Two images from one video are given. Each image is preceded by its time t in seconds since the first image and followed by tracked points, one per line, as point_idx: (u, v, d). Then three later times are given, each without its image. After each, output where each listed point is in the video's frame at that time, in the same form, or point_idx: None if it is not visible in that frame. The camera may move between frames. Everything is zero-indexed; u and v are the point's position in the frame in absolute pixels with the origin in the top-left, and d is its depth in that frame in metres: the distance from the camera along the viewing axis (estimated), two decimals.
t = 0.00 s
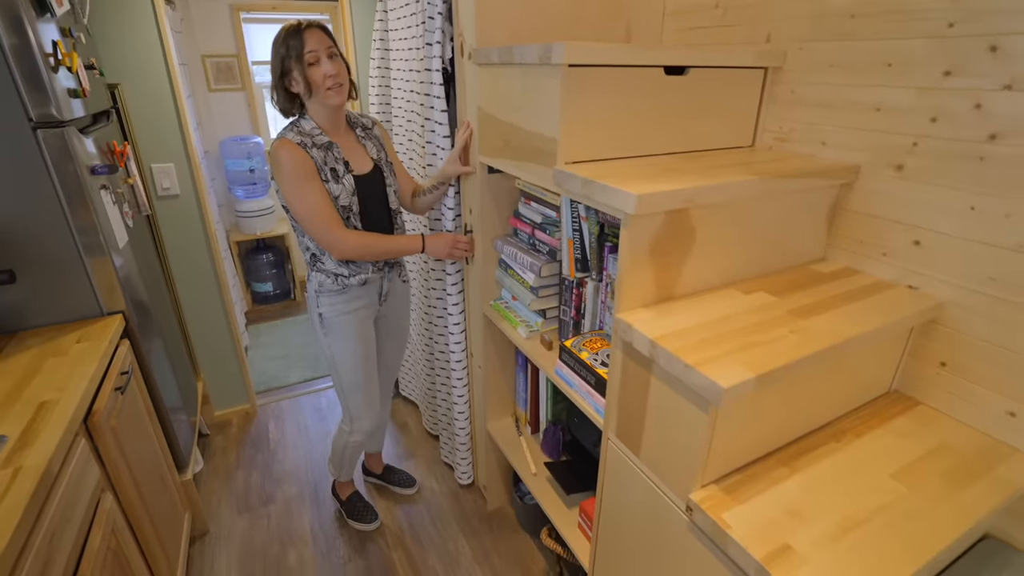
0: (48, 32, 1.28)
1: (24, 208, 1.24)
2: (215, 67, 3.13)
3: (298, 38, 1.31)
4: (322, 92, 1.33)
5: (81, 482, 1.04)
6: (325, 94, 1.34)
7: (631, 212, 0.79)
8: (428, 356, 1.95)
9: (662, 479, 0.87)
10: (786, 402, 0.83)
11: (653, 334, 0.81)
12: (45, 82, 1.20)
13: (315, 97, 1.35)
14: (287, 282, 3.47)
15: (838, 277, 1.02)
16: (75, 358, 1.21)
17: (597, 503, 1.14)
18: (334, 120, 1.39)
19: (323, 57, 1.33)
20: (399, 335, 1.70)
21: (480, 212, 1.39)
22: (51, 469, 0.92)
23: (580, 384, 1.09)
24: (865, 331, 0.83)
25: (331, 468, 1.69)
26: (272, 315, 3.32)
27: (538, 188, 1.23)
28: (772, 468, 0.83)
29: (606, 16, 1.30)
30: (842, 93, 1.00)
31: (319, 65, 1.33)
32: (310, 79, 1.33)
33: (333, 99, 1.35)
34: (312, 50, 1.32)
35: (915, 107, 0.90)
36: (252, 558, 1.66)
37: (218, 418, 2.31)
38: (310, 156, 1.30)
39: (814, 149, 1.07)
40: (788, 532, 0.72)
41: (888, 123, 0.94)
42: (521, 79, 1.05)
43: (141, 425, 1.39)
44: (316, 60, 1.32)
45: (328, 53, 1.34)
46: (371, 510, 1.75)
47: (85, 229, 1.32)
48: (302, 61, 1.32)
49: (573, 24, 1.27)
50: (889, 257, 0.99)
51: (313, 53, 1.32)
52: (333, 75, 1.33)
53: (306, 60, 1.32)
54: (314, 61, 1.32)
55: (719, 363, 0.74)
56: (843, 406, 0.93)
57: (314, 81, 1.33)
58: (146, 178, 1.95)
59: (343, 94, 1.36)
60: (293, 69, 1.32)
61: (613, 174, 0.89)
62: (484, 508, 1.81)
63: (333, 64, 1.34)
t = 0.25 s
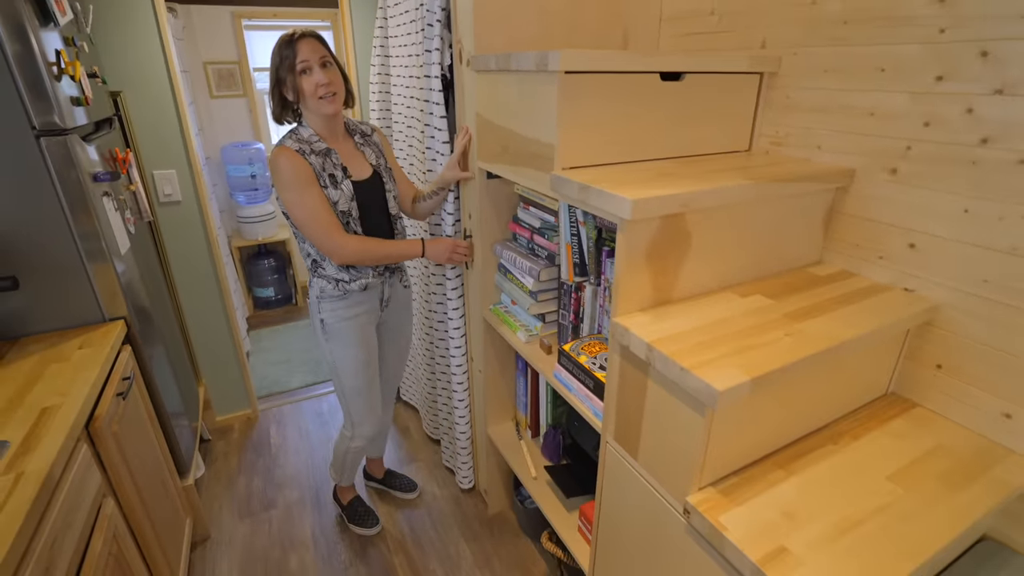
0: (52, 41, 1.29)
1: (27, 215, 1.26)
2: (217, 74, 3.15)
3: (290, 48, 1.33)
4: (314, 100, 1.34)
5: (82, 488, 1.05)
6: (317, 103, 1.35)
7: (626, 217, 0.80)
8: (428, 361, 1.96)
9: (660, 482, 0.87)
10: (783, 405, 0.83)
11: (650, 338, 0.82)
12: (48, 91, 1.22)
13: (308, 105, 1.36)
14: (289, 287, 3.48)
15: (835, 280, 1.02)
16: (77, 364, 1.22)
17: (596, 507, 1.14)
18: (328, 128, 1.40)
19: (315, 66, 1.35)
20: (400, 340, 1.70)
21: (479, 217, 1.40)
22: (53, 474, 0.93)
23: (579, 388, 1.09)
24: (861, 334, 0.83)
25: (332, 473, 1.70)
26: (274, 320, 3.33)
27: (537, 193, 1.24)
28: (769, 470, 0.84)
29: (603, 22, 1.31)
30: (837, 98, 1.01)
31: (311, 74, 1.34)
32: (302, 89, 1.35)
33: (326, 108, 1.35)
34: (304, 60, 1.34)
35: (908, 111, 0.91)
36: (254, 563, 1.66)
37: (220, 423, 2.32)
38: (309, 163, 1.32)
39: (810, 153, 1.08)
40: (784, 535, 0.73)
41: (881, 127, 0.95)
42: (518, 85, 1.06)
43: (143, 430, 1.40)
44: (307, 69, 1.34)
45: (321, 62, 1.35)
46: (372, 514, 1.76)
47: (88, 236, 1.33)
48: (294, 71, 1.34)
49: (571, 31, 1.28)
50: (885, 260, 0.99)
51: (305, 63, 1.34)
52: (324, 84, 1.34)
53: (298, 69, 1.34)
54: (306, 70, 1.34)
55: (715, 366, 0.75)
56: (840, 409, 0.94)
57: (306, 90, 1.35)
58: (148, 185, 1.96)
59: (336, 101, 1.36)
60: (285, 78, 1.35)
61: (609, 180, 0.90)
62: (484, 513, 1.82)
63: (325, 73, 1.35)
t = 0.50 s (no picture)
0: (51, 44, 1.30)
1: (26, 217, 1.26)
2: (216, 76, 3.16)
3: (291, 50, 1.34)
4: (313, 102, 1.35)
5: (81, 488, 1.05)
6: (316, 104, 1.35)
7: (622, 218, 0.81)
8: (427, 362, 1.96)
9: (656, 482, 0.87)
10: (779, 405, 0.84)
11: (646, 338, 0.82)
12: (47, 94, 1.23)
13: (307, 107, 1.37)
14: (288, 289, 3.49)
15: (831, 281, 1.03)
16: (76, 365, 1.22)
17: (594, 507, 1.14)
18: (326, 130, 1.40)
19: (315, 69, 1.35)
20: (398, 341, 1.71)
21: (477, 219, 1.41)
22: (52, 473, 0.93)
23: (576, 389, 1.09)
24: (856, 335, 0.84)
25: (331, 474, 1.70)
26: (273, 322, 3.33)
27: (534, 195, 1.24)
28: (765, 470, 0.84)
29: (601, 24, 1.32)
30: (832, 100, 1.02)
31: (311, 76, 1.35)
32: (302, 90, 1.36)
33: (325, 110, 1.36)
34: (304, 62, 1.34)
35: (903, 113, 0.91)
36: (253, 564, 1.66)
37: (219, 425, 2.32)
38: (308, 165, 1.32)
39: (806, 155, 1.09)
40: (779, 534, 0.73)
41: (876, 129, 0.96)
42: (515, 88, 1.07)
43: (141, 432, 1.40)
44: (308, 72, 1.35)
45: (321, 64, 1.36)
46: (371, 515, 1.76)
47: (87, 238, 1.34)
48: (294, 73, 1.35)
49: (569, 33, 1.29)
50: (881, 261, 1.00)
51: (306, 65, 1.35)
52: (324, 86, 1.34)
53: (298, 71, 1.35)
54: (306, 72, 1.35)
55: (710, 366, 0.75)
56: (836, 409, 0.94)
57: (306, 92, 1.36)
58: (147, 187, 1.97)
59: (336, 104, 1.37)
60: (286, 80, 1.36)
61: (606, 181, 0.91)
62: (483, 514, 1.82)
63: (325, 75, 1.36)
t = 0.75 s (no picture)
0: (50, 43, 1.30)
1: (25, 216, 1.26)
2: (215, 76, 3.16)
3: (290, 48, 1.34)
4: (311, 101, 1.35)
5: (80, 486, 1.05)
6: (314, 104, 1.35)
7: (618, 216, 0.81)
8: (426, 361, 1.97)
9: (653, 480, 0.87)
10: (775, 402, 0.84)
11: (643, 336, 0.82)
12: (47, 93, 1.23)
13: (305, 106, 1.37)
14: (287, 289, 3.49)
15: (828, 279, 1.03)
16: (76, 363, 1.22)
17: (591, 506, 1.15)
18: (324, 129, 1.40)
19: (313, 68, 1.35)
20: (396, 339, 1.71)
21: (475, 218, 1.41)
22: (51, 471, 0.93)
23: (574, 387, 1.10)
24: (853, 333, 0.84)
25: (329, 473, 1.70)
26: (273, 322, 3.33)
27: (532, 194, 1.25)
28: (762, 468, 0.84)
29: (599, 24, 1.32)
30: (829, 99, 1.02)
31: (310, 75, 1.35)
32: (300, 89, 1.36)
33: (321, 109, 1.36)
34: (303, 61, 1.35)
35: (900, 111, 0.92)
36: (252, 563, 1.67)
37: (218, 424, 2.32)
38: (306, 163, 1.32)
39: (803, 153, 1.09)
40: (775, 532, 0.73)
41: (873, 128, 0.96)
42: (513, 87, 1.07)
43: (141, 430, 1.40)
44: (306, 71, 1.35)
45: (320, 64, 1.36)
46: (370, 514, 1.76)
47: (86, 237, 1.34)
48: (292, 72, 1.35)
49: (567, 32, 1.29)
50: (878, 259, 1.00)
51: (304, 64, 1.35)
52: (322, 85, 1.34)
53: (296, 70, 1.35)
54: (304, 72, 1.35)
55: (706, 364, 0.75)
56: (833, 407, 0.94)
57: (304, 91, 1.36)
58: (146, 186, 1.97)
59: (333, 103, 1.36)
60: (284, 79, 1.37)
61: (603, 180, 0.91)
62: (482, 513, 1.82)
63: (323, 74, 1.36)
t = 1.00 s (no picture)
0: (53, 43, 1.31)
1: (28, 215, 1.27)
2: (217, 76, 3.17)
3: (293, 48, 1.35)
4: (313, 100, 1.36)
5: (82, 483, 1.06)
6: (316, 103, 1.36)
7: (618, 215, 0.81)
8: (426, 360, 1.97)
9: (652, 478, 0.87)
10: (775, 401, 0.84)
11: (642, 334, 0.82)
12: (50, 93, 1.23)
13: (308, 105, 1.38)
14: (289, 289, 3.50)
15: (828, 278, 1.02)
16: (78, 361, 1.23)
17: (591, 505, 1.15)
18: (325, 127, 1.41)
19: (316, 67, 1.36)
20: (396, 338, 1.71)
21: (475, 217, 1.41)
22: (53, 468, 0.94)
23: (573, 386, 1.10)
24: (853, 331, 0.84)
25: (330, 471, 1.70)
26: (274, 322, 3.34)
27: (532, 193, 1.25)
28: (761, 467, 0.84)
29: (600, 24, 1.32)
30: (830, 97, 1.02)
31: (312, 75, 1.36)
32: (303, 88, 1.37)
33: (323, 108, 1.36)
34: (306, 60, 1.35)
35: (900, 110, 0.91)
36: (252, 561, 1.67)
37: (220, 423, 2.32)
38: (308, 161, 1.33)
39: (803, 152, 1.09)
40: (775, 530, 0.73)
41: (874, 126, 0.96)
42: (513, 86, 1.07)
43: (142, 429, 1.41)
44: (309, 70, 1.35)
45: (322, 64, 1.36)
46: (370, 513, 1.76)
47: (89, 236, 1.35)
48: (296, 71, 1.36)
49: (567, 32, 1.29)
50: (878, 258, 0.99)
51: (307, 63, 1.35)
52: (324, 85, 1.34)
53: (299, 69, 1.36)
54: (307, 71, 1.36)
55: (705, 362, 0.75)
56: (832, 406, 0.94)
57: (306, 90, 1.36)
58: (148, 186, 1.98)
59: (335, 103, 1.37)
60: (288, 78, 1.37)
61: (603, 178, 0.91)
62: (482, 512, 1.82)
63: (325, 74, 1.36)
